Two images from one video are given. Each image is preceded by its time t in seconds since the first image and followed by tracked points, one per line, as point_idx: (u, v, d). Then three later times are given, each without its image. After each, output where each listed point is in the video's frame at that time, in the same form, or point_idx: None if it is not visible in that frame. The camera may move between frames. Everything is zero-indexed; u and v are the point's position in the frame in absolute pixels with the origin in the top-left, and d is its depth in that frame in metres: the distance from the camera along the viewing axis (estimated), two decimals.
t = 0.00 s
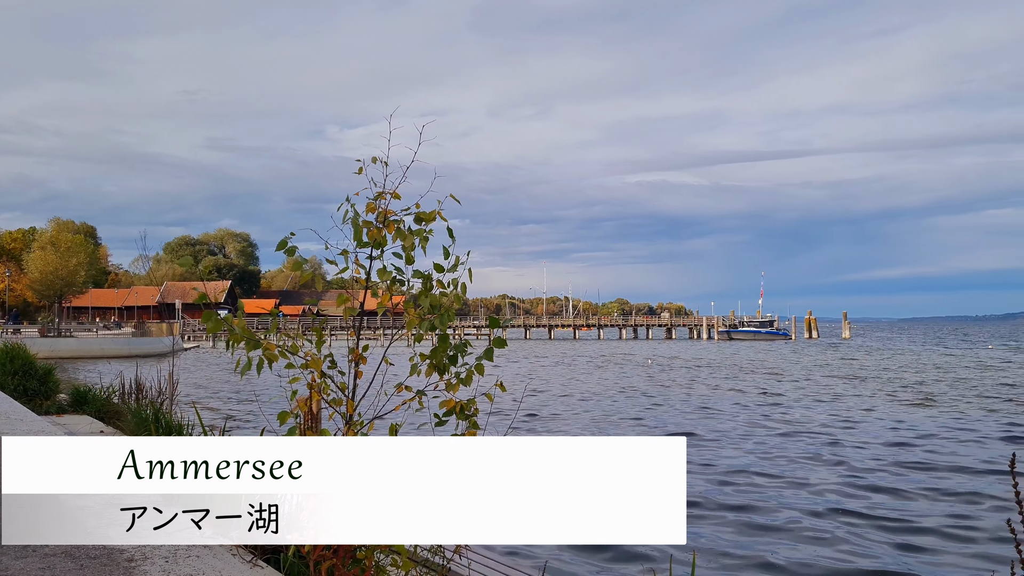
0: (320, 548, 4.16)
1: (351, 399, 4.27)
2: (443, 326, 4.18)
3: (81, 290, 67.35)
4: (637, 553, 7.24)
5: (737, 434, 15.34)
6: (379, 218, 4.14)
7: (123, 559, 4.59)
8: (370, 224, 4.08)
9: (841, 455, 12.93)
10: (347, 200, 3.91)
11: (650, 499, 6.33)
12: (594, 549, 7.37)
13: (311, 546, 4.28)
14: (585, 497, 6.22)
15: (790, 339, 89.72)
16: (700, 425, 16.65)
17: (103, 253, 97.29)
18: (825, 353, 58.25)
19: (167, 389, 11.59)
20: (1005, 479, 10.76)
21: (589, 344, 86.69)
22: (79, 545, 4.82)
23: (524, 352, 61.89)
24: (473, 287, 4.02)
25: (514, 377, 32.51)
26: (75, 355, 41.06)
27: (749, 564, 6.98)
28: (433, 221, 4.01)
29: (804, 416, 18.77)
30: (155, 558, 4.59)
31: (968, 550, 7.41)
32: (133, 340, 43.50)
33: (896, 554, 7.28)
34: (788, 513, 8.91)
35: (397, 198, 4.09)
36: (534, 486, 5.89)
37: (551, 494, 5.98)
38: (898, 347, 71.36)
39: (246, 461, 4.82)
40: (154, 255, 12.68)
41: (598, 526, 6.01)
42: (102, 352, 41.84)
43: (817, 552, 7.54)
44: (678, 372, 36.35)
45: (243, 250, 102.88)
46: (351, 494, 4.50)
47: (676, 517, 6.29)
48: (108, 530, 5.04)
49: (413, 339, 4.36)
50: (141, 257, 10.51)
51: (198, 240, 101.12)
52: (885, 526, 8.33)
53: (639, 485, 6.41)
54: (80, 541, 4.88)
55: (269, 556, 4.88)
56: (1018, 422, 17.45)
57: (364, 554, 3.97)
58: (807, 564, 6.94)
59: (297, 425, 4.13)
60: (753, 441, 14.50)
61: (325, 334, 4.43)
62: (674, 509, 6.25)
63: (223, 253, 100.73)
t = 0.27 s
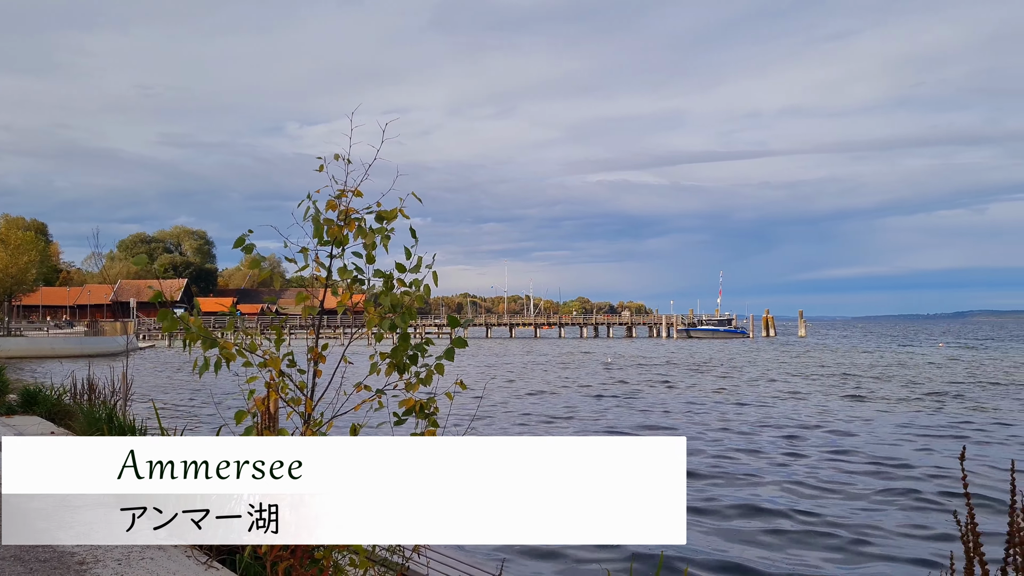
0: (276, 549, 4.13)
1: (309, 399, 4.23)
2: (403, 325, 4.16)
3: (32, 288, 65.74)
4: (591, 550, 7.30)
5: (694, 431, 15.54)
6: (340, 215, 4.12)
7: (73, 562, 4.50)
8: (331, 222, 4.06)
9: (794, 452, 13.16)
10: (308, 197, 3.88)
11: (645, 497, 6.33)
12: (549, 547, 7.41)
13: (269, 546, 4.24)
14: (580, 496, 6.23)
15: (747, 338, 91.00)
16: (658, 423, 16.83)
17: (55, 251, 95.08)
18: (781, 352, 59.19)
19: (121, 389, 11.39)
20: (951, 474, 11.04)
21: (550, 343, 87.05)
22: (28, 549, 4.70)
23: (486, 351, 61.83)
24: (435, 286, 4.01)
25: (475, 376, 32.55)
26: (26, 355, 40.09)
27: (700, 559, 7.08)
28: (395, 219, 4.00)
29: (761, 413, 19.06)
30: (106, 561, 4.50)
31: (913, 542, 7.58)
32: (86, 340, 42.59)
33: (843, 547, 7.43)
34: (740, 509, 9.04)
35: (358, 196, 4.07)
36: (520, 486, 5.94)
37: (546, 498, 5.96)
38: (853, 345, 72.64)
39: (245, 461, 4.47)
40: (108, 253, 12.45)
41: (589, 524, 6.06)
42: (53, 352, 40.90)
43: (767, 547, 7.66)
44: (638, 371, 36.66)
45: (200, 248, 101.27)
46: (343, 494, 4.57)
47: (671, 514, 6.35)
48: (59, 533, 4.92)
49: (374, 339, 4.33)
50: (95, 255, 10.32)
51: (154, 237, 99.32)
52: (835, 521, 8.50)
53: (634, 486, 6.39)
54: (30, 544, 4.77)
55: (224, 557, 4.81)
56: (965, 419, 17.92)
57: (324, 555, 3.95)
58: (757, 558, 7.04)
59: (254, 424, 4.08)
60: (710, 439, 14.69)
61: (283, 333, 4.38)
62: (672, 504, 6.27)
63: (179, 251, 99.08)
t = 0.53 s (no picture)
0: (230, 550, 4.09)
1: (265, 397, 4.19)
2: (362, 325, 4.14)
3: None
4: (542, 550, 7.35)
5: (648, 429, 15.72)
6: (298, 214, 4.08)
7: (20, 566, 4.39)
8: (289, 220, 4.02)
9: (745, 449, 13.38)
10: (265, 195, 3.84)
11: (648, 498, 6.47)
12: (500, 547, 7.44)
13: (221, 546, 4.18)
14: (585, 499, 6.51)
15: (703, 335, 92.14)
16: (613, 421, 16.97)
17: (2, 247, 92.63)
18: (735, 349, 60.04)
19: (68, 389, 11.17)
20: (895, 470, 11.33)
21: (508, 340, 87.22)
22: None
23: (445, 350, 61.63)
24: (395, 285, 3.99)
25: (432, 375, 32.47)
26: None
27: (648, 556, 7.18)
28: (354, 219, 3.98)
29: (714, 410, 19.34)
30: (55, 565, 4.40)
31: (855, 537, 7.77)
32: (34, 339, 41.58)
33: (787, 542, 7.59)
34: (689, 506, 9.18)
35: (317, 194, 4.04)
36: (507, 487, 6.27)
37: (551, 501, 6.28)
38: (806, 343, 73.99)
39: (245, 461, 4.26)
40: (55, 251, 12.20)
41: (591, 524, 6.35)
42: None
43: (714, 544, 7.79)
44: (594, 369, 36.91)
45: (153, 245, 99.39)
46: (344, 492, 4.76)
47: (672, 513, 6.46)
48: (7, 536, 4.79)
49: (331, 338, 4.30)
50: (43, 253, 10.11)
51: (105, 234, 97.27)
52: (781, 516, 8.67)
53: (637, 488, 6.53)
54: None
55: (177, 559, 4.75)
56: (910, 415, 18.38)
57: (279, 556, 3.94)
58: (705, 554, 7.16)
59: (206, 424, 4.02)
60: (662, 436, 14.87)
61: (238, 332, 4.33)
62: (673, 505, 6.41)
63: (132, 249, 97.18)
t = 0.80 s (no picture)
0: (181, 550, 3.99)
1: (218, 396, 4.14)
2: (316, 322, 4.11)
3: None
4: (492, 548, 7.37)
5: (604, 426, 15.83)
6: (250, 210, 4.04)
7: None
8: (241, 217, 3.98)
9: (698, 445, 13.55)
10: (217, 192, 3.80)
11: (649, 497, 5.82)
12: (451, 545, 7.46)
13: (175, 547, 4.11)
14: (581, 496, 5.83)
15: (661, 333, 93.02)
16: (570, 419, 17.07)
17: None
18: (693, 347, 60.68)
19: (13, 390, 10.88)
20: (841, 465, 11.57)
21: (468, 338, 87.25)
22: None
23: (403, 348, 61.35)
24: (350, 283, 3.97)
25: (390, 373, 32.32)
26: None
27: (597, 552, 7.24)
28: (308, 216, 3.95)
29: (669, 408, 19.54)
30: None
31: (805, 533, 7.89)
32: None
33: (733, 537, 7.71)
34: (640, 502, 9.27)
35: (270, 191, 4.00)
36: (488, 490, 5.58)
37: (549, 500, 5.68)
38: (760, 341, 75.15)
39: (246, 460, 4.26)
40: None
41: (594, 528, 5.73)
42: None
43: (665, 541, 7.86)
44: (553, 366, 37.04)
45: (104, 241, 97.27)
46: (342, 491, 4.76)
47: (674, 512, 5.87)
48: None
49: (285, 336, 4.27)
50: None
51: (54, 230, 94.97)
52: (728, 511, 8.80)
53: (637, 485, 5.84)
54: None
55: (127, 561, 4.66)
56: (859, 412, 18.77)
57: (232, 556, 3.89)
58: (652, 550, 7.24)
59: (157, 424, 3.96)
60: (617, 433, 14.99)
61: (191, 330, 4.27)
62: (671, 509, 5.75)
63: (82, 246, 95.04)
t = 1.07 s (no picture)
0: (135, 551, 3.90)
1: (171, 395, 4.08)
2: (272, 320, 4.06)
3: None
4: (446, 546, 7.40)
5: (560, 424, 15.91)
6: (204, 207, 3.99)
7: None
8: (194, 214, 3.92)
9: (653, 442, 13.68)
10: (170, 188, 3.75)
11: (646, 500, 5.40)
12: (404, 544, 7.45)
13: (127, 548, 4.03)
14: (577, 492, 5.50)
15: (621, 331, 93.60)
16: (527, 416, 17.12)
17: None
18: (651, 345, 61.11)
19: None
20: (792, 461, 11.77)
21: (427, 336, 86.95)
22: None
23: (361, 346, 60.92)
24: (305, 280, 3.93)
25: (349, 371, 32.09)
26: None
27: (548, 549, 7.28)
28: (264, 213, 3.91)
29: (626, 405, 19.70)
30: None
31: (757, 528, 8.01)
32: None
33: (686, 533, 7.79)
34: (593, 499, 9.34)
35: (224, 186, 3.96)
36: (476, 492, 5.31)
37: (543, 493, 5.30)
38: (716, 339, 76.20)
39: (246, 460, 4.29)
40: None
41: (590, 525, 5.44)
42: None
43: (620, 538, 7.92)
44: (511, 364, 37.14)
45: (53, 238, 94.98)
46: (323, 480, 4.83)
47: (673, 515, 5.43)
48: None
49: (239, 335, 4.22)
50: None
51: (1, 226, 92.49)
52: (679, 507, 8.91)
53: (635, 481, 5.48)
54: None
55: (77, 563, 4.56)
56: (812, 408, 19.11)
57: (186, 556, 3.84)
58: (606, 549, 7.28)
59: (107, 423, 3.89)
60: (573, 431, 15.09)
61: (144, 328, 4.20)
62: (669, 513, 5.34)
63: (30, 242, 92.68)
